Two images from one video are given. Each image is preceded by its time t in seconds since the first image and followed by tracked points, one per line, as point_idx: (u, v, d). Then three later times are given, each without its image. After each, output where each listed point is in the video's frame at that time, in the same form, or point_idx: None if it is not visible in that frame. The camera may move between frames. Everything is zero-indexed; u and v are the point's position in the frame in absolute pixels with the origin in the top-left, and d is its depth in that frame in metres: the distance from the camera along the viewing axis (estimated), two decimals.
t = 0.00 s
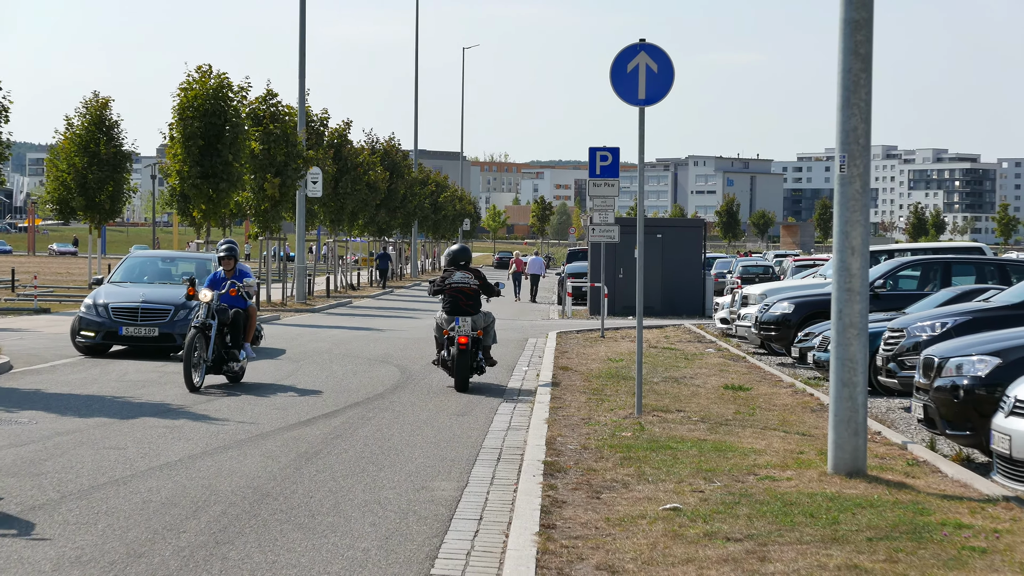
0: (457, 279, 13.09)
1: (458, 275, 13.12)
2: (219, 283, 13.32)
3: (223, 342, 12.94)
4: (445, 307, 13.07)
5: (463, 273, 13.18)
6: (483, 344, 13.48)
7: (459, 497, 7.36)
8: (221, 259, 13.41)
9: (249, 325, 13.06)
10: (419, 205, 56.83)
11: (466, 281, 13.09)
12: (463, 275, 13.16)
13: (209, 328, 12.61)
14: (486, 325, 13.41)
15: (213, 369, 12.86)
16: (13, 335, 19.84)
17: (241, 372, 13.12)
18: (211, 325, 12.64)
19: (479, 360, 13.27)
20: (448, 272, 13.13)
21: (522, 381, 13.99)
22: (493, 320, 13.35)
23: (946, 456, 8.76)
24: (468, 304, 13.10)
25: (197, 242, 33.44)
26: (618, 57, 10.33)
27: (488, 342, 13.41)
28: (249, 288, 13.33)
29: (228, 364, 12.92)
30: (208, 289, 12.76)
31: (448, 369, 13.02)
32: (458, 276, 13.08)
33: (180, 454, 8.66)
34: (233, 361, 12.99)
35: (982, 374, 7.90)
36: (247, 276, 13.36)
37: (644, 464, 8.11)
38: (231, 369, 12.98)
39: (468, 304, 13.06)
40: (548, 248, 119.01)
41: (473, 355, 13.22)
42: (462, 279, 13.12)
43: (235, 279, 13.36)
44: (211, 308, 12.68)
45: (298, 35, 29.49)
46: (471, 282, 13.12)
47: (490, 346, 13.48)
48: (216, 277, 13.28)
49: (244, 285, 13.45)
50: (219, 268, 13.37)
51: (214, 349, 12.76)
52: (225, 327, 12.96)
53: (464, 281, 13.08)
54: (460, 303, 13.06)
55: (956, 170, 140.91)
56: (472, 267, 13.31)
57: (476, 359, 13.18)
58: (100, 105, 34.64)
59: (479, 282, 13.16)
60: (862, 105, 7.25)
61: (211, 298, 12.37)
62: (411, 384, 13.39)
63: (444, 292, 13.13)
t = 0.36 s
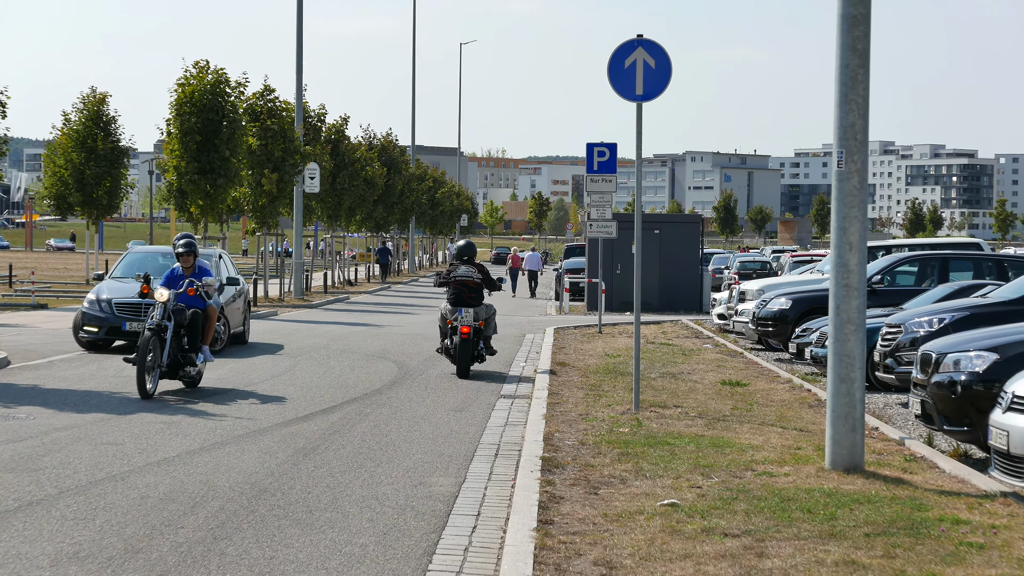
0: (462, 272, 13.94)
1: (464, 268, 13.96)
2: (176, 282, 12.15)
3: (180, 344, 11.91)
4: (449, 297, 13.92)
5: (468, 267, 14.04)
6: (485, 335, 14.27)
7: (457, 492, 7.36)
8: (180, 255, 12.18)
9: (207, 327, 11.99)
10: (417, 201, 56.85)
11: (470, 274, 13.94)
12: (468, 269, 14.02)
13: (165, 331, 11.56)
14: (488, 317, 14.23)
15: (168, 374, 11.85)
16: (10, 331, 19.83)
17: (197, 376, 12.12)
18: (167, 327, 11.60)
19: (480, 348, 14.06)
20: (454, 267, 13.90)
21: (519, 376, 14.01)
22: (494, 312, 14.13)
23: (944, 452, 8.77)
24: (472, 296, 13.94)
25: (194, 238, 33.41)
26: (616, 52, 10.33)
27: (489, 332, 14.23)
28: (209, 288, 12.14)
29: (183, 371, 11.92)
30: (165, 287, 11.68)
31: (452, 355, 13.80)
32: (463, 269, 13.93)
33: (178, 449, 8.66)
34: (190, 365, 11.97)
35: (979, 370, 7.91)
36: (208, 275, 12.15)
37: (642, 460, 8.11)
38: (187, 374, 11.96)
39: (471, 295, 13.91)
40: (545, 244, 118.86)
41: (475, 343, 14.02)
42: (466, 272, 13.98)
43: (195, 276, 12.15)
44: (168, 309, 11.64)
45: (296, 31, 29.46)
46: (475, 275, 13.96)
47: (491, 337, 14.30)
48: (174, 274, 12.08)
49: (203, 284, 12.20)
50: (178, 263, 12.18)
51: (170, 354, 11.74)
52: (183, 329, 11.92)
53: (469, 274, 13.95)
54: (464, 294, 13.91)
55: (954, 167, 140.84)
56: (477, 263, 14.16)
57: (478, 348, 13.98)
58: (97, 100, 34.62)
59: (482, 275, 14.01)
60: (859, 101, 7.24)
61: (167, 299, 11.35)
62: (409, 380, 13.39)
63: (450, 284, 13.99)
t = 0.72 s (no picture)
0: (473, 267, 14.52)
1: (474, 263, 14.54)
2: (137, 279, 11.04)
3: (141, 347, 10.91)
4: (460, 290, 14.51)
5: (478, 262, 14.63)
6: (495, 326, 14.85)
7: (461, 487, 7.36)
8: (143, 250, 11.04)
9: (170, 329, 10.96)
10: (421, 197, 56.86)
11: (480, 269, 14.53)
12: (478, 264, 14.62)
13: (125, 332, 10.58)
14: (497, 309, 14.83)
15: (129, 380, 10.88)
16: (14, 325, 19.85)
17: (161, 381, 11.15)
18: (127, 329, 10.62)
19: (490, 339, 14.63)
20: (465, 260, 14.55)
21: (523, 372, 14.01)
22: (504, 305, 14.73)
23: (948, 449, 8.77)
24: (482, 290, 14.53)
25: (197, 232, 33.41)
26: (620, 48, 10.33)
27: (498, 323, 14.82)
28: (173, 286, 11.03)
29: (146, 376, 10.94)
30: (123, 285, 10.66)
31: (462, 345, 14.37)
32: (473, 264, 14.52)
33: (182, 444, 8.67)
34: (153, 370, 11.01)
35: (984, 367, 7.91)
36: (171, 271, 11.05)
37: (646, 455, 8.12)
38: (149, 378, 10.98)
39: (481, 288, 14.49)
40: (548, 239, 118.80)
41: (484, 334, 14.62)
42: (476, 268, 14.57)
43: (158, 272, 11.07)
44: (127, 308, 10.66)
45: (300, 25, 29.46)
46: (484, 270, 14.55)
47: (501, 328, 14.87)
48: (135, 270, 11.01)
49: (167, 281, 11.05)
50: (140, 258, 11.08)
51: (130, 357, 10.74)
52: (144, 330, 10.91)
53: (479, 268, 14.53)
54: (474, 288, 14.50)
55: (958, 164, 140.66)
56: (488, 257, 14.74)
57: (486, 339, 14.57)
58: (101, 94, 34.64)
59: (492, 269, 14.59)
60: (864, 98, 7.24)
61: (126, 298, 10.38)
62: (413, 375, 13.39)
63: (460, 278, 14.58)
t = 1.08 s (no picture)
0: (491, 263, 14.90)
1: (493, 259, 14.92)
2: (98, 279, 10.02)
3: (104, 352, 9.85)
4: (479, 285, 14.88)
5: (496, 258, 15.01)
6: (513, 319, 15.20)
7: (471, 485, 7.36)
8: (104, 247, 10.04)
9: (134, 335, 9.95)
10: (431, 194, 56.86)
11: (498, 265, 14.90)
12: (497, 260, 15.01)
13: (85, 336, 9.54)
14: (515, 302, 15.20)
15: (89, 390, 9.83)
16: (25, 321, 19.88)
17: (125, 392, 10.13)
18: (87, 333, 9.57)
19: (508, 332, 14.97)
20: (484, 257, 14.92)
21: (534, 369, 14.01)
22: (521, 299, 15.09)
23: (959, 447, 8.75)
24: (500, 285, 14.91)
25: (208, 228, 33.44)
26: (631, 46, 10.31)
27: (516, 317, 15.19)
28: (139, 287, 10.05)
29: (108, 386, 9.89)
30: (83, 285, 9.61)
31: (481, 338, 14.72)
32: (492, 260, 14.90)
33: (193, 440, 8.67)
34: (116, 380, 9.95)
35: (995, 365, 7.89)
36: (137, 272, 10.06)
37: (657, 453, 8.12)
38: (113, 388, 9.95)
39: (499, 283, 14.86)
40: (559, 236, 118.78)
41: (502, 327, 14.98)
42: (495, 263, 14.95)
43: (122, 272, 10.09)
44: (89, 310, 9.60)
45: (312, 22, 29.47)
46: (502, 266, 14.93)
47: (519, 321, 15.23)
48: (96, 269, 9.99)
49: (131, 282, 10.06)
50: (100, 257, 10.08)
51: (92, 364, 9.70)
52: (107, 334, 9.88)
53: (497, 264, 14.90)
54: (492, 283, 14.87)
55: (970, 161, 140.44)
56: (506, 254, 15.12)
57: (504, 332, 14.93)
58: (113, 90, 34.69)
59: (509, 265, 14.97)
60: (876, 94, 7.22)
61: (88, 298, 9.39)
62: (423, 372, 13.39)
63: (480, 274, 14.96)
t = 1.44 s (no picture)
0: (504, 271, 15.03)
1: (506, 267, 15.05)
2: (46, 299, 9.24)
3: (52, 379, 8.96)
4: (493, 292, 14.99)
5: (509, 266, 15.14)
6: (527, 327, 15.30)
7: (479, 494, 7.34)
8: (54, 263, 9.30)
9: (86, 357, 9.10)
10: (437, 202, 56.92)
11: (510, 272, 15.03)
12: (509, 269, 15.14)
13: (31, 362, 8.66)
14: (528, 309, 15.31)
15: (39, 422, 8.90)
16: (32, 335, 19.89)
17: (79, 423, 9.23)
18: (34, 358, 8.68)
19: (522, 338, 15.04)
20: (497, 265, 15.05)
21: (541, 377, 13.99)
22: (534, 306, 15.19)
23: (968, 450, 8.74)
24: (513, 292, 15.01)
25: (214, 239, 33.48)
26: (636, 53, 10.31)
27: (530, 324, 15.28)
28: (91, 304, 9.25)
29: (59, 416, 8.96)
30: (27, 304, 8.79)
31: (496, 344, 14.79)
32: (505, 269, 15.04)
33: (201, 453, 8.67)
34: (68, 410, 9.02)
35: (1003, 367, 7.88)
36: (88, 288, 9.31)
37: (666, 460, 8.10)
38: (64, 420, 9.01)
39: (513, 290, 14.97)
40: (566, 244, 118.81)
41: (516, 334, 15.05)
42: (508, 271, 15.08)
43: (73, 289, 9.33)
44: (36, 332, 8.76)
45: (316, 32, 29.51)
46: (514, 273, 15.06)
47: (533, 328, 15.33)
48: (45, 287, 9.27)
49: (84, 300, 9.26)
50: (51, 273, 9.37)
51: (41, 392, 8.80)
52: (56, 359, 9.01)
53: (509, 272, 15.03)
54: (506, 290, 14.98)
55: (976, 164, 140.34)
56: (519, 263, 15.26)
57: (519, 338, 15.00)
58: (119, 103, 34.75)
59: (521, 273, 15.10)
60: (881, 99, 7.21)
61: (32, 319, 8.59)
62: (431, 382, 13.39)
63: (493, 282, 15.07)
